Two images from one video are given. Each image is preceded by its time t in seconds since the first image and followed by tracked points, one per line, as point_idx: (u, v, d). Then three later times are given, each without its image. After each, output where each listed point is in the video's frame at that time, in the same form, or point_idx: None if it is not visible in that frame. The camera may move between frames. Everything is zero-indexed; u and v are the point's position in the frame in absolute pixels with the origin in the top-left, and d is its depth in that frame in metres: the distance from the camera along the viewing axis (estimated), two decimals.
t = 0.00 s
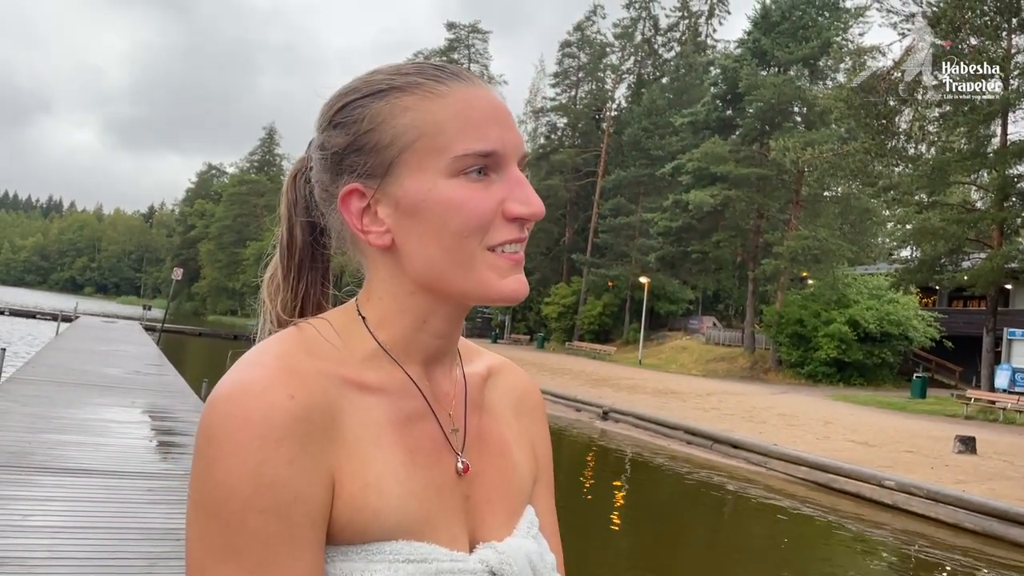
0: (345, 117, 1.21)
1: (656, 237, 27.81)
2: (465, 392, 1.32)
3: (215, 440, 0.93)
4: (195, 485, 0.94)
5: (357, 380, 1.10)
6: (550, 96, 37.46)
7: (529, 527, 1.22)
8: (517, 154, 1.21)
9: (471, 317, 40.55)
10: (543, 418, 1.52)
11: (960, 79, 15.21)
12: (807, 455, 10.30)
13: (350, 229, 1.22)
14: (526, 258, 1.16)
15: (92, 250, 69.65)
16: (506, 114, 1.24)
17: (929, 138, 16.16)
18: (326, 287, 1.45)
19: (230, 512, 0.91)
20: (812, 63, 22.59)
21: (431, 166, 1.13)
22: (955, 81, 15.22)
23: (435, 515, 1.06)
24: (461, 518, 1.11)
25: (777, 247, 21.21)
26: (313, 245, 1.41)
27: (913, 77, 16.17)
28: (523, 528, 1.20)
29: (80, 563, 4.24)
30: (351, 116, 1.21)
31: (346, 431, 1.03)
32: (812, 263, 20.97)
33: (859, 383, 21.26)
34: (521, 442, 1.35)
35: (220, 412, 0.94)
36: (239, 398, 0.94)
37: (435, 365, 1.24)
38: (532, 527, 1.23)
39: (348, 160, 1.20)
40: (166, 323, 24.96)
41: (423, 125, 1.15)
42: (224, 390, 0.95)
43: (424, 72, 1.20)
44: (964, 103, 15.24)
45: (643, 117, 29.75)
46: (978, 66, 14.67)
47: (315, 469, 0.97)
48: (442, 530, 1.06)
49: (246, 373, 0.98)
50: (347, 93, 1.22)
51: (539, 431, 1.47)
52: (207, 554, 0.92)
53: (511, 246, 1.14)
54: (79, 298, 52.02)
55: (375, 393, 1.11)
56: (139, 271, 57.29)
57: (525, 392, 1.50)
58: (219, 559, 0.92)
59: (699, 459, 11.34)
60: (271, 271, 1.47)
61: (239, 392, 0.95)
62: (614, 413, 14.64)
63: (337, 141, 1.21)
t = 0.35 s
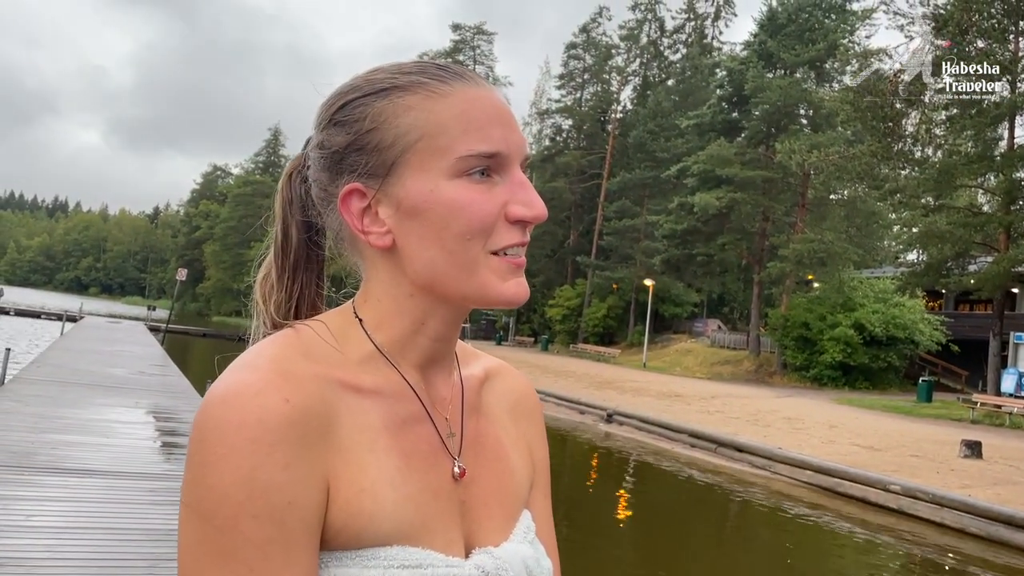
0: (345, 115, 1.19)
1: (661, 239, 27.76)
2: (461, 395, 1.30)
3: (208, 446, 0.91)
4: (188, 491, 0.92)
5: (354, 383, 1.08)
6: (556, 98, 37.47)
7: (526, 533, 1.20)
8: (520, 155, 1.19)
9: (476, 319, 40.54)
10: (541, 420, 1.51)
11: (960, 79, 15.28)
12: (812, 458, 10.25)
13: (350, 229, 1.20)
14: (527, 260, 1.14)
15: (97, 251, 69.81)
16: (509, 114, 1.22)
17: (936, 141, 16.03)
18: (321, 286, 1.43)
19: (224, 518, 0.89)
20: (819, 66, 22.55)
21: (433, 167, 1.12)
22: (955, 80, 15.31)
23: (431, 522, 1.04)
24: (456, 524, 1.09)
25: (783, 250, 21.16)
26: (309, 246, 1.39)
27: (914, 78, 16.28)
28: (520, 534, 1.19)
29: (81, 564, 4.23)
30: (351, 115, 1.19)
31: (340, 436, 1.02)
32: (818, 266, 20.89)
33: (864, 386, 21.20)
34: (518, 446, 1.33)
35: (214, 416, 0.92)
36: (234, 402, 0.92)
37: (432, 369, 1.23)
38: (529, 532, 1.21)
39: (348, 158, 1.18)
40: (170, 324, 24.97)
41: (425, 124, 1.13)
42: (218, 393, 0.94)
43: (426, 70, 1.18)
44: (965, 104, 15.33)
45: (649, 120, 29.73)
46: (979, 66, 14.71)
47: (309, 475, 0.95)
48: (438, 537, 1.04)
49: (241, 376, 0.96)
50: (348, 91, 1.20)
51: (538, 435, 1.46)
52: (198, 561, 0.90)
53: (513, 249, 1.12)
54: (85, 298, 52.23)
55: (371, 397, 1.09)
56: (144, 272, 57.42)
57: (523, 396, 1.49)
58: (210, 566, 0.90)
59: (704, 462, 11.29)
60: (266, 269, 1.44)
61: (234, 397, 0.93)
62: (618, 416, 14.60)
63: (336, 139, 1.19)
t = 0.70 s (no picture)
0: (340, 114, 1.20)
1: (664, 240, 27.74)
2: (458, 391, 1.32)
3: (204, 442, 0.93)
4: (184, 486, 0.94)
5: (349, 381, 1.10)
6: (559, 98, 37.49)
7: (523, 528, 1.22)
8: (516, 154, 1.21)
9: (478, 319, 40.55)
10: (539, 418, 1.53)
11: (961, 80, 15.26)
12: (813, 459, 10.25)
13: (345, 227, 1.21)
14: (521, 259, 1.16)
15: (101, 251, 69.93)
16: (505, 112, 1.23)
17: (938, 142, 16.03)
18: (318, 284, 1.45)
19: (220, 513, 0.91)
20: (822, 66, 22.51)
21: (429, 167, 1.13)
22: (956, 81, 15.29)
23: (427, 519, 1.06)
24: (451, 520, 1.11)
25: (785, 251, 21.16)
26: (305, 243, 1.40)
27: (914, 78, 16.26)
28: (516, 530, 1.20)
29: (84, 561, 4.25)
30: (346, 113, 1.20)
31: (335, 433, 1.03)
32: (821, 267, 20.88)
33: (866, 388, 21.21)
34: (512, 443, 1.36)
35: (209, 413, 0.94)
36: (229, 398, 0.94)
37: (427, 366, 1.24)
38: (526, 528, 1.22)
39: (344, 156, 1.19)
40: (173, 323, 25.00)
41: (423, 122, 1.14)
42: (214, 390, 0.95)
43: (422, 71, 1.20)
44: (966, 104, 15.32)
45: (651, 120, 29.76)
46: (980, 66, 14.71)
47: (305, 472, 0.96)
48: (434, 532, 1.06)
49: (234, 373, 0.97)
50: (343, 90, 1.21)
51: (535, 433, 1.47)
52: (193, 559, 0.92)
53: (508, 247, 1.14)
54: (88, 297, 52.30)
55: (365, 394, 1.10)
56: (147, 271, 57.51)
57: (520, 394, 1.50)
58: (205, 563, 0.91)
59: (705, 463, 11.30)
60: (264, 267, 1.46)
61: (228, 394, 0.94)
62: (620, 416, 14.60)
63: (332, 138, 1.21)
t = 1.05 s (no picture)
0: (346, 114, 1.19)
1: (664, 239, 27.74)
2: (461, 392, 1.32)
3: (209, 442, 0.92)
4: (189, 485, 0.93)
5: (354, 381, 1.09)
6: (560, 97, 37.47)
7: (525, 528, 1.21)
8: (520, 155, 1.20)
9: (479, 318, 40.57)
10: (542, 419, 1.52)
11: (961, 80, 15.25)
12: (813, 460, 10.25)
13: (349, 228, 1.21)
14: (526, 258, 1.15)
15: (102, 249, 69.94)
16: (509, 112, 1.22)
17: (939, 143, 16.03)
18: (318, 285, 1.43)
19: (224, 513, 0.90)
20: (823, 66, 22.49)
21: (435, 167, 1.12)
22: (956, 82, 15.29)
23: (430, 518, 1.05)
24: (455, 520, 1.10)
25: (785, 251, 21.15)
26: (306, 244, 1.40)
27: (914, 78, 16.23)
28: (519, 529, 1.20)
29: (83, 559, 4.25)
30: (351, 114, 1.19)
31: (338, 434, 1.02)
32: (821, 266, 20.86)
33: (866, 388, 21.20)
34: (515, 443, 1.36)
35: (214, 414, 0.93)
36: (234, 400, 0.93)
37: (430, 367, 1.24)
38: (528, 526, 1.21)
39: (349, 157, 1.18)
40: (173, 322, 24.99)
41: (428, 123, 1.13)
42: (219, 389, 0.94)
43: (426, 71, 1.19)
44: (965, 104, 15.33)
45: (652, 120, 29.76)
46: (980, 65, 14.69)
47: (309, 472, 0.96)
48: (437, 532, 1.05)
49: (240, 374, 0.96)
50: (347, 90, 1.20)
51: (537, 433, 1.47)
52: (200, 557, 0.91)
53: (512, 247, 1.13)
54: (88, 294, 52.36)
55: (369, 394, 1.10)
56: (148, 269, 57.56)
57: (523, 394, 1.49)
58: (213, 561, 0.91)
59: (705, 463, 11.29)
60: (265, 267, 1.45)
61: (233, 395, 0.94)
62: (620, 415, 14.60)
63: (337, 138, 1.20)
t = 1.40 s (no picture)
0: (352, 118, 1.21)
1: (664, 239, 27.78)
2: (463, 391, 1.33)
3: (214, 444, 0.92)
4: (196, 482, 0.94)
5: (357, 379, 1.10)
6: (559, 97, 37.52)
7: (526, 528, 1.22)
8: (525, 158, 1.21)
9: (478, 318, 40.59)
10: (545, 418, 1.53)
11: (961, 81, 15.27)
12: (812, 459, 10.26)
13: (355, 231, 1.22)
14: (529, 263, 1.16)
15: (101, 248, 69.97)
16: (513, 118, 1.23)
17: (938, 143, 16.08)
18: (319, 284, 1.43)
19: (230, 510, 0.91)
20: (823, 67, 22.45)
21: (441, 170, 1.13)
22: (955, 82, 15.32)
23: (433, 519, 1.06)
24: (456, 520, 1.10)
25: (785, 251, 21.18)
26: (309, 244, 1.41)
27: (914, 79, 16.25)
28: (522, 528, 1.21)
29: (84, 557, 4.26)
30: (357, 118, 1.20)
31: (343, 434, 1.03)
32: (821, 266, 20.88)
33: (866, 388, 21.22)
34: (517, 440, 1.37)
35: (221, 413, 0.94)
36: (242, 400, 0.94)
37: (432, 368, 1.25)
38: (530, 526, 1.22)
39: (355, 160, 1.19)
40: (174, 320, 24.98)
41: (434, 128, 1.14)
42: (224, 392, 0.95)
43: (430, 75, 1.20)
44: (966, 104, 15.38)
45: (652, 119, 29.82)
46: (980, 65, 14.74)
47: (315, 472, 0.97)
48: (441, 533, 1.06)
49: (246, 372, 0.98)
50: (354, 93, 1.22)
51: (540, 433, 1.48)
52: (206, 555, 0.92)
53: (516, 249, 1.14)
54: (88, 293, 52.35)
55: (375, 394, 1.11)
56: (147, 268, 57.57)
57: (524, 393, 1.50)
58: (219, 559, 0.92)
59: (704, 462, 11.30)
60: (265, 268, 1.45)
61: (242, 394, 0.94)
62: (619, 415, 14.61)
63: (343, 141, 1.21)
